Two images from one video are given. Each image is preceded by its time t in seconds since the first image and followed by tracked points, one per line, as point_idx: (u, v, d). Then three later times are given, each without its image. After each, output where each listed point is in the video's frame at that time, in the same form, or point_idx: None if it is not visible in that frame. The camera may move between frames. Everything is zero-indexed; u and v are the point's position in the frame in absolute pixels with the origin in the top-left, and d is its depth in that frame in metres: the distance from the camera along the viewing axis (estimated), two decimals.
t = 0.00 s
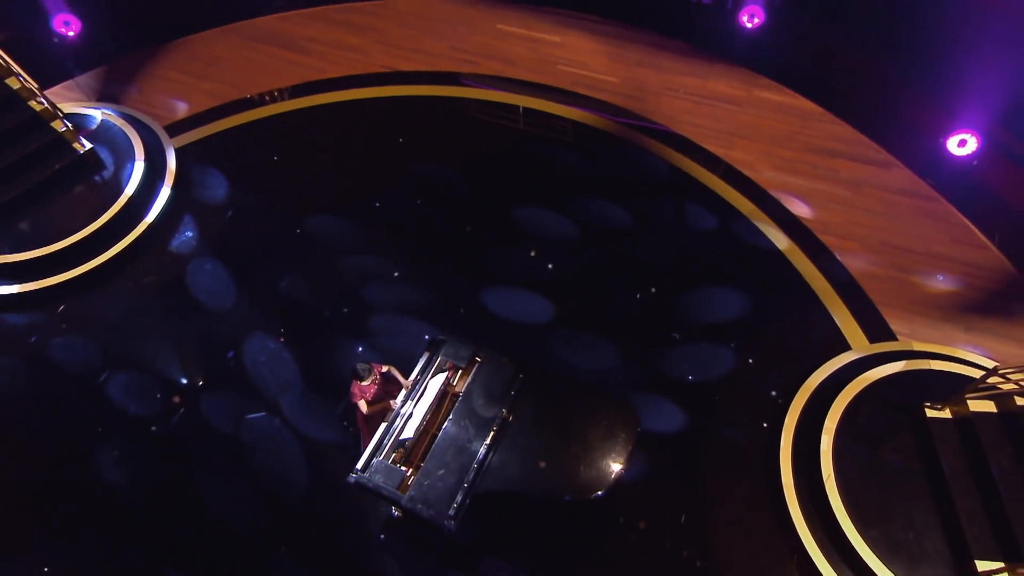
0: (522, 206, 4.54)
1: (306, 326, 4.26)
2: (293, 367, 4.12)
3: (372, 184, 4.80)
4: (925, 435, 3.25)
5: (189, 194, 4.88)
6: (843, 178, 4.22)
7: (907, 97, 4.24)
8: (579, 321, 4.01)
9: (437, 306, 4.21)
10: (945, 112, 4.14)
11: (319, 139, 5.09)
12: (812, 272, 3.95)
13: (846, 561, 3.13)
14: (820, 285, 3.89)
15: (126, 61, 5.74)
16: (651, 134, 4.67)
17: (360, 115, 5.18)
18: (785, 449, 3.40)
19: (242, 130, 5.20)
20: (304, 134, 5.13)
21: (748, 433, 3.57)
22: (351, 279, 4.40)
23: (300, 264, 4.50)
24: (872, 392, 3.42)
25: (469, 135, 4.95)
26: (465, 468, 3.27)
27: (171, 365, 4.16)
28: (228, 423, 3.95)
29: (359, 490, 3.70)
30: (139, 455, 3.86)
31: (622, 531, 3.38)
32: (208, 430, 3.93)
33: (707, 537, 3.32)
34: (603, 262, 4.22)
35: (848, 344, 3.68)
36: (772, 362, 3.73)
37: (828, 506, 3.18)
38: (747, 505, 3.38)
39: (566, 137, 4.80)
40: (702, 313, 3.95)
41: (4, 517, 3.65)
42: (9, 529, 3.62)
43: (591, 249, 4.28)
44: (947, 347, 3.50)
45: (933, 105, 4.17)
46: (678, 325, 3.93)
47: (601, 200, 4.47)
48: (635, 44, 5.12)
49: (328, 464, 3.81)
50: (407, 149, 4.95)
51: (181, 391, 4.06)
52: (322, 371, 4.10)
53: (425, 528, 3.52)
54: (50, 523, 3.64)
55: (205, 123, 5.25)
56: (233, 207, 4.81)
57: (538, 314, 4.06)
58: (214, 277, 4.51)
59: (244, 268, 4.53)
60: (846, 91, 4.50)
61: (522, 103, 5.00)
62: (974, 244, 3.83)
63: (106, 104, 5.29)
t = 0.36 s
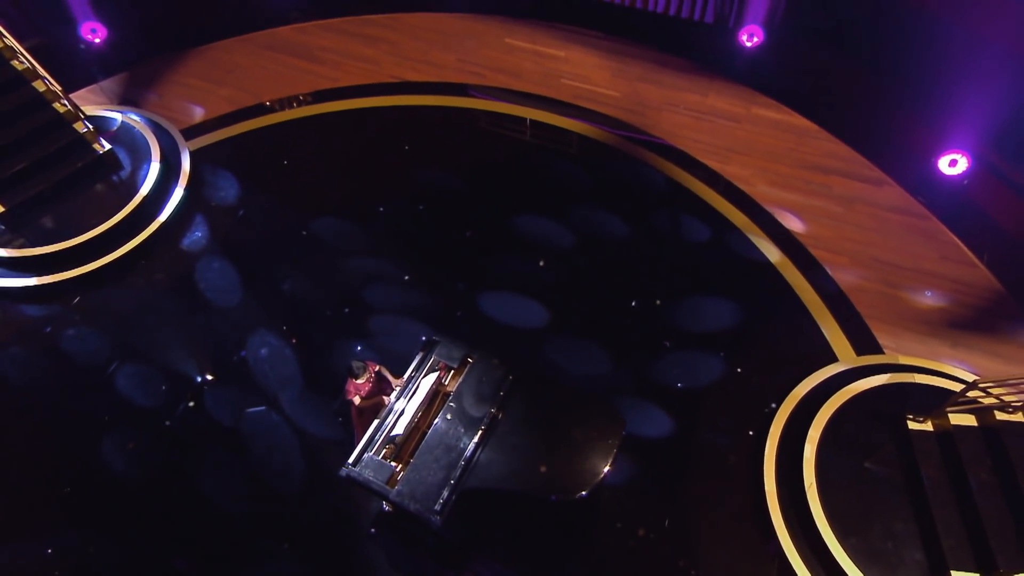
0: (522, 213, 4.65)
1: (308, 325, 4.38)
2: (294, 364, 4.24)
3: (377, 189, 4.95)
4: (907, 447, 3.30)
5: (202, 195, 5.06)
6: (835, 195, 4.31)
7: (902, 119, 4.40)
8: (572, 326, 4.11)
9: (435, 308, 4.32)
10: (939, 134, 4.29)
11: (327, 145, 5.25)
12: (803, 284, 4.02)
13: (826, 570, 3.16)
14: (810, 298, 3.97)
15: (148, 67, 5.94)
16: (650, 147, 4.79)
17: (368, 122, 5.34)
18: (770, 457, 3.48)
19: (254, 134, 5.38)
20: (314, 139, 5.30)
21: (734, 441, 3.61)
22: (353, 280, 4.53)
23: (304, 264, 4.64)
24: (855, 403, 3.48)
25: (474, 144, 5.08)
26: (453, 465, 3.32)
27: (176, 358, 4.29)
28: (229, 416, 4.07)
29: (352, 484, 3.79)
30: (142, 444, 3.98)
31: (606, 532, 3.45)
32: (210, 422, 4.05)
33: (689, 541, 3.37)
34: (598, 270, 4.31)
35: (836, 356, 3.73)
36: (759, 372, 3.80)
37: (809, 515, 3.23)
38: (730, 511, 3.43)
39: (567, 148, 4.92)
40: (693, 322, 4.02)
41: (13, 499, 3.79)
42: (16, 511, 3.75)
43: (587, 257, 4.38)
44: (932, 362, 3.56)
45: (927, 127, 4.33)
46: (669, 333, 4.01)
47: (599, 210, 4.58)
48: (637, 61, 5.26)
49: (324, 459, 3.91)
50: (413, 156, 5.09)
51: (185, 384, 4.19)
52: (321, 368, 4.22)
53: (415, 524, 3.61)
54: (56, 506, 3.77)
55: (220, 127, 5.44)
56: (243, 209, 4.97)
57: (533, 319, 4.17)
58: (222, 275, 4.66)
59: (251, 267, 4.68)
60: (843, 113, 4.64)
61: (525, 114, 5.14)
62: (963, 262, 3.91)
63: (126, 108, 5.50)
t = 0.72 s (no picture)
0: (520, 221, 4.78)
1: (309, 324, 4.52)
2: (293, 361, 4.37)
3: (381, 195, 5.09)
4: (888, 457, 3.36)
5: (214, 196, 5.23)
6: (827, 209, 4.39)
7: (895, 137, 4.48)
8: (565, 331, 4.21)
9: (433, 311, 4.44)
10: (930, 153, 4.33)
11: (335, 151, 5.41)
12: (792, 296, 4.10)
13: None
14: (798, 309, 4.04)
15: (168, 74, 6.14)
16: (647, 160, 4.90)
17: (375, 131, 5.51)
18: (752, 464, 3.53)
19: (265, 140, 5.56)
20: (322, 146, 5.46)
21: (718, 446, 3.68)
22: (354, 282, 4.66)
23: (307, 266, 4.78)
24: (837, 413, 3.56)
25: (476, 154, 5.22)
26: (440, 462, 3.40)
27: (181, 353, 4.43)
28: (230, 409, 4.20)
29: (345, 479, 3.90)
30: (146, 433, 4.11)
31: (588, 533, 3.53)
32: (210, 415, 4.18)
33: (671, 543, 3.43)
34: (591, 277, 4.41)
35: (822, 367, 3.79)
36: (746, 380, 3.86)
37: (789, 521, 3.30)
38: (713, 516, 3.48)
39: (566, 159, 5.04)
40: (683, 330, 4.10)
41: (20, 482, 3.93)
42: (23, 494, 3.89)
43: (581, 265, 4.48)
44: (917, 375, 3.63)
45: (919, 145, 4.39)
46: (658, 340, 4.09)
47: (595, 219, 4.69)
48: (638, 77, 5.39)
49: (319, 454, 4.03)
50: (417, 164, 5.24)
51: (190, 377, 4.33)
52: (320, 366, 4.35)
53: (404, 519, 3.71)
54: (61, 491, 3.90)
55: (232, 132, 5.63)
56: (252, 210, 5.13)
57: (526, 323, 4.27)
58: (228, 274, 4.81)
59: (257, 267, 4.83)
60: (836, 129, 4.73)
61: (527, 126, 5.27)
62: (949, 277, 4.00)
63: (144, 113, 5.71)
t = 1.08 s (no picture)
0: (516, 229, 4.90)
1: (309, 323, 4.65)
2: (292, 359, 4.50)
3: (384, 201, 5.24)
4: (867, 465, 3.41)
5: (223, 199, 5.41)
6: (816, 223, 4.50)
7: (887, 154, 4.62)
8: (556, 336, 4.31)
9: (429, 314, 4.57)
10: (919, 169, 4.45)
11: (341, 158, 5.58)
12: (779, 307, 4.18)
13: None
14: (785, 319, 4.12)
15: (184, 82, 6.34)
16: (642, 172, 5.02)
17: (380, 139, 5.67)
18: (734, 469, 3.58)
19: (274, 146, 5.74)
20: (328, 152, 5.63)
21: (703, 451, 3.74)
22: (354, 284, 4.80)
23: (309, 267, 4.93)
24: (818, 421, 3.62)
25: (476, 163, 5.36)
26: (426, 458, 3.52)
27: (185, 349, 4.58)
28: (230, 404, 4.33)
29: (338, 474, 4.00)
30: (149, 425, 4.25)
31: (571, 533, 3.59)
32: (211, 409, 4.31)
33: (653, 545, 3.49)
34: (583, 284, 4.52)
35: (806, 376, 3.86)
36: (732, 388, 3.92)
37: (768, 525, 3.35)
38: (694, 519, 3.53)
39: (564, 170, 5.16)
40: (672, 337, 4.19)
41: (27, 468, 4.07)
42: (30, 480, 4.03)
43: (575, 273, 4.59)
44: (898, 386, 3.72)
45: (908, 164, 4.52)
46: (647, 347, 4.17)
47: (590, 228, 4.81)
48: (637, 92, 5.53)
49: (314, 449, 4.14)
50: (419, 172, 5.39)
51: (193, 372, 4.47)
52: (318, 365, 4.47)
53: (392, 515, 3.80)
54: (66, 478, 4.03)
55: (243, 138, 5.82)
56: (259, 213, 5.30)
57: (519, 327, 4.38)
58: (234, 274, 4.97)
59: (261, 268, 4.98)
60: (827, 147, 4.86)
61: (527, 138, 5.42)
62: (934, 291, 4.09)
63: (160, 118, 5.92)
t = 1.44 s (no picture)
0: (511, 236, 5.03)
1: (308, 323, 4.79)
2: (291, 357, 4.63)
3: (384, 207, 5.39)
4: (844, 472, 3.48)
5: (231, 203, 5.59)
6: (803, 236, 4.61)
7: (874, 171, 4.83)
8: (546, 340, 4.42)
9: (424, 317, 4.69)
10: (905, 184, 4.64)
11: (345, 165, 5.75)
12: (765, 316, 4.27)
13: None
14: (770, 328, 4.21)
15: (199, 91, 6.54)
16: (636, 183, 5.15)
17: (383, 148, 5.85)
18: (716, 473, 3.63)
19: (282, 153, 5.93)
20: (333, 160, 5.81)
21: (685, 455, 3.82)
22: (353, 286, 4.94)
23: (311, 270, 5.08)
24: (799, 428, 3.69)
25: (476, 173, 5.51)
26: (412, 454, 3.64)
27: (188, 345, 4.72)
28: (229, 399, 4.46)
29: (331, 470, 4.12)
30: (150, 416, 4.37)
31: (552, 531, 3.65)
32: (210, 404, 4.44)
33: (633, 545, 3.55)
34: (574, 291, 4.63)
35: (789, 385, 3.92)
36: (716, 394, 4.01)
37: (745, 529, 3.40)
38: (675, 520, 3.60)
39: (561, 180, 5.30)
40: (660, 343, 4.28)
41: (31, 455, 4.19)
42: (33, 466, 4.15)
43: (567, 279, 4.70)
44: (879, 396, 3.77)
45: (894, 180, 4.71)
46: (634, 353, 4.27)
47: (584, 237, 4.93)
48: (634, 107, 5.68)
49: (308, 445, 4.25)
50: (420, 180, 5.55)
51: (195, 367, 4.61)
52: (316, 364, 4.61)
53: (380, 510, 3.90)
54: (67, 466, 4.15)
55: (252, 145, 6.01)
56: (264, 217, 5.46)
57: (511, 331, 4.50)
58: (238, 274, 5.12)
59: (264, 269, 5.13)
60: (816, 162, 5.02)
61: (525, 149, 5.56)
62: (916, 303, 4.18)
63: (173, 125, 6.13)
